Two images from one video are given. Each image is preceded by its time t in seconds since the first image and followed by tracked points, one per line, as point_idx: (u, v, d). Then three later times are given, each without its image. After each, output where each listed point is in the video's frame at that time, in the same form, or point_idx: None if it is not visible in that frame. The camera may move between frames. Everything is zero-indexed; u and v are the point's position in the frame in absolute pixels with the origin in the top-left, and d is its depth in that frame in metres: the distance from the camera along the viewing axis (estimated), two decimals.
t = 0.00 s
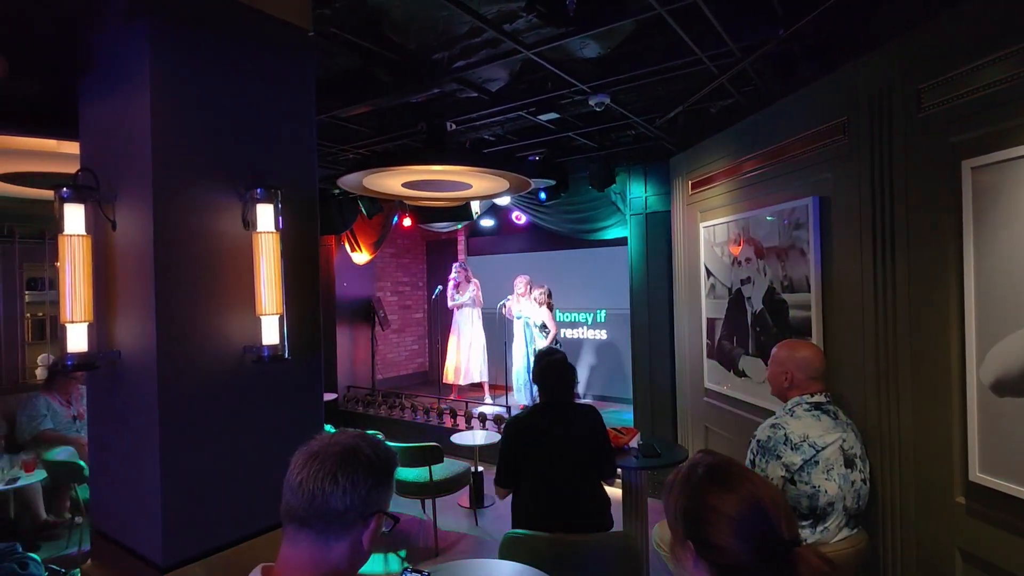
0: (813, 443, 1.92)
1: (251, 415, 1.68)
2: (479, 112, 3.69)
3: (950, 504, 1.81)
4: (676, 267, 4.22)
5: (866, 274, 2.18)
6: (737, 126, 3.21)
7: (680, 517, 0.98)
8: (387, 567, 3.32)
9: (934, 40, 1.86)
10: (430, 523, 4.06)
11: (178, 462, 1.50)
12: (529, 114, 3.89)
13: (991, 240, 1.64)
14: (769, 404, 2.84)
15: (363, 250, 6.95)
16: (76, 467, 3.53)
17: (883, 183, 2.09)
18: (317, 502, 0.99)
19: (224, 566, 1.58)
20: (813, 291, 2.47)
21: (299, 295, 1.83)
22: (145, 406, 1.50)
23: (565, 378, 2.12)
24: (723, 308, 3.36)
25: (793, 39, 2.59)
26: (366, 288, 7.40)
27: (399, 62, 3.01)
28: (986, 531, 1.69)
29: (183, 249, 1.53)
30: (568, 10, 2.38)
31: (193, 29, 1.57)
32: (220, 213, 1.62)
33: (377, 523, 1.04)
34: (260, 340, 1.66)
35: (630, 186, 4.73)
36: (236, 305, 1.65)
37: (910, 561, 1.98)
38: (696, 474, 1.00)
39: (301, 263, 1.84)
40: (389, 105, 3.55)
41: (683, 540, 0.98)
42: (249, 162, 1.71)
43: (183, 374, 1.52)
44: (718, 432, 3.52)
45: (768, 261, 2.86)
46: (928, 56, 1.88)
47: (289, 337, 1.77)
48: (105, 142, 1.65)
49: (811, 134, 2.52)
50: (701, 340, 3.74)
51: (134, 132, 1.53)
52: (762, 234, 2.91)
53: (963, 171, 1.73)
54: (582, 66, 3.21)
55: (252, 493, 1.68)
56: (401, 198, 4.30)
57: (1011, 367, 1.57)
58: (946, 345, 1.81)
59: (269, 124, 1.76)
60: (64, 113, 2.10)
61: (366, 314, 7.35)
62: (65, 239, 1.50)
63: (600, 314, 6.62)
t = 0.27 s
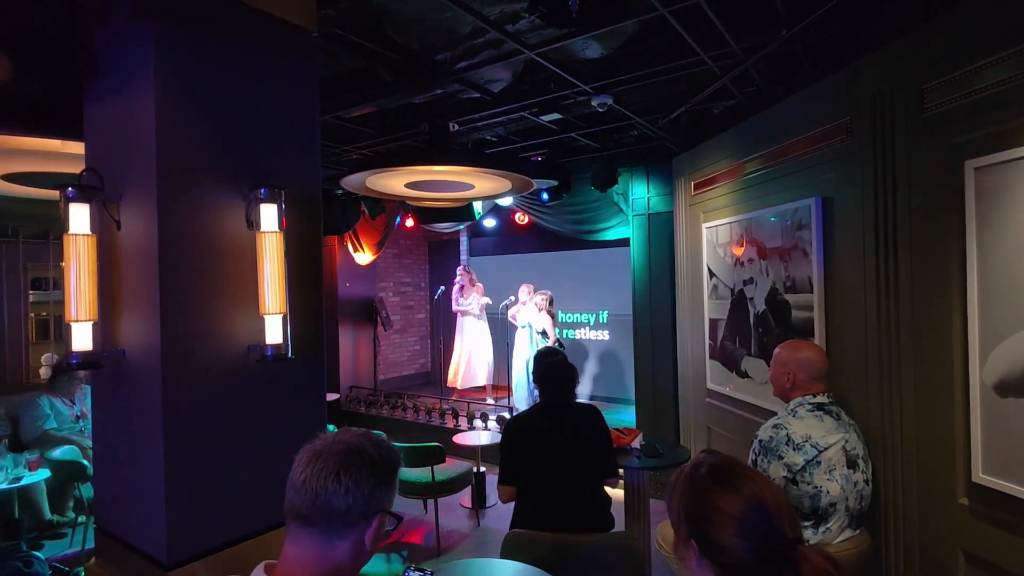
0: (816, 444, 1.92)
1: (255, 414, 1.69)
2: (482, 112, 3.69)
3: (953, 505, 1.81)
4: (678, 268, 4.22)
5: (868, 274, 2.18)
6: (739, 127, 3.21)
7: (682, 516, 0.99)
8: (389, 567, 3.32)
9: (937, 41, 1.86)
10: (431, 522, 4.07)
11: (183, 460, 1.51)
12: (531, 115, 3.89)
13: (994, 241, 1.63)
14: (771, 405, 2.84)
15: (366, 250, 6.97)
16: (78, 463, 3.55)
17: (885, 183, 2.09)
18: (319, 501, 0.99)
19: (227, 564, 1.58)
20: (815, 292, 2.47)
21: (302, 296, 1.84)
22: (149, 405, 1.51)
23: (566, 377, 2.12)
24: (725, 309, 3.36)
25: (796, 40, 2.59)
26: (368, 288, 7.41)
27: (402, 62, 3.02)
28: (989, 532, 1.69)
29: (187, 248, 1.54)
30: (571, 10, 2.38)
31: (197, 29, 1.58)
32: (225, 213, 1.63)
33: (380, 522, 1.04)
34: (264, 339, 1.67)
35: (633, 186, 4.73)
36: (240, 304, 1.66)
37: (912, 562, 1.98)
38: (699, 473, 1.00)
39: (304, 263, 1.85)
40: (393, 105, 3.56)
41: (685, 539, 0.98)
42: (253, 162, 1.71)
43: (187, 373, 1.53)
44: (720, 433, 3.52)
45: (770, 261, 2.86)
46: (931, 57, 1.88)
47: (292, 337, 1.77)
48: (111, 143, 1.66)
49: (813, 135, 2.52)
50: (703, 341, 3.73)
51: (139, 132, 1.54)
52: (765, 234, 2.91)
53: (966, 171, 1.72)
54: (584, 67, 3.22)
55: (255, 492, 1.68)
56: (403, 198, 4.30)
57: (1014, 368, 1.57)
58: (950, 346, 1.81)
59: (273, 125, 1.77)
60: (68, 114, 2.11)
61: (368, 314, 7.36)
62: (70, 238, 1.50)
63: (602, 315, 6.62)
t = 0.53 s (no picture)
0: (823, 445, 1.92)
1: (263, 413, 1.70)
2: (489, 113, 3.70)
3: (961, 507, 1.80)
4: (685, 269, 4.21)
5: (876, 276, 2.17)
6: (746, 128, 3.21)
7: (689, 514, 0.99)
8: (395, 566, 3.33)
9: (945, 41, 1.85)
10: (437, 523, 4.08)
11: (193, 458, 1.53)
12: (538, 115, 3.90)
13: (1003, 242, 1.63)
14: (778, 406, 2.83)
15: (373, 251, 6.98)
16: (88, 461, 3.56)
17: (893, 184, 2.08)
18: (328, 498, 1.00)
19: (236, 562, 1.60)
20: (822, 293, 2.46)
21: (310, 296, 1.85)
22: (159, 403, 1.53)
23: (572, 377, 2.12)
24: (732, 309, 3.35)
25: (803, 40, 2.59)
26: (375, 289, 7.44)
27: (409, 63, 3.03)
28: (997, 534, 1.68)
29: (197, 248, 1.55)
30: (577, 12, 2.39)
31: (207, 32, 1.59)
32: (234, 213, 1.64)
33: (387, 519, 1.05)
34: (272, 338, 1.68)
35: (639, 187, 4.73)
36: (249, 304, 1.67)
37: (920, 564, 1.97)
38: (708, 472, 1.00)
39: (312, 263, 1.86)
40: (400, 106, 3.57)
41: (693, 536, 0.99)
42: (262, 163, 1.73)
43: (196, 372, 1.54)
44: (727, 434, 3.51)
45: (778, 262, 2.86)
46: (939, 57, 1.87)
47: (300, 336, 1.79)
48: (122, 144, 1.67)
49: (820, 136, 2.52)
50: (710, 342, 3.73)
51: (150, 133, 1.56)
52: (772, 235, 2.90)
53: (975, 172, 1.72)
54: (591, 68, 3.22)
55: (263, 490, 1.69)
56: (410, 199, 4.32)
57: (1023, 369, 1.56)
58: (958, 347, 1.80)
59: (281, 126, 1.78)
60: (80, 116, 2.13)
61: (375, 315, 7.39)
62: (83, 238, 1.52)
63: (608, 316, 6.62)
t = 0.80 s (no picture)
0: (846, 448, 1.90)
1: (286, 408, 1.73)
2: (508, 113, 3.72)
3: (989, 513, 1.76)
4: (705, 269, 4.18)
5: (901, 276, 2.14)
6: (768, 127, 3.17)
7: (715, 511, 0.99)
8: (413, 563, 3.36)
9: (974, 38, 1.82)
10: (455, 522, 4.10)
11: (219, 450, 1.56)
12: (557, 115, 3.90)
13: None
14: (800, 408, 2.80)
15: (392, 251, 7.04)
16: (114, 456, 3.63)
17: (920, 182, 2.04)
18: (350, 490, 1.02)
19: (260, 553, 1.63)
20: (846, 294, 2.43)
21: (332, 293, 1.87)
22: (186, 397, 1.56)
23: (591, 377, 2.14)
24: (753, 310, 3.31)
25: (827, 37, 2.56)
26: (394, 288, 7.51)
27: (430, 64, 3.06)
28: None
29: (224, 245, 1.59)
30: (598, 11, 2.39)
31: (233, 34, 1.63)
32: (260, 211, 1.67)
33: (407, 512, 1.07)
34: (295, 334, 1.70)
35: (659, 187, 4.69)
36: (273, 300, 1.70)
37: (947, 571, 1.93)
38: (735, 470, 1.00)
39: (335, 260, 1.89)
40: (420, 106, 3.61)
41: (716, 532, 0.98)
42: (286, 162, 1.76)
43: (222, 366, 1.58)
44: (747, 436, 3.48)
45: (800, 263, 2.82)
46: (967, 53, 1.84)
47: (322, 333, 1.81)
48: (152, 144, 1.72)
49: (844, 134, 2.49)
50: (730, 343, 3.69)
51: (179, 134, 1.59)
52: (794, 235, 2.87)
53: (1005, 170, 1.68)
54: (611, 68, 3.21)
55: (286, 484, 1.72)
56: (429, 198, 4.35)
57: None
58: (988, 349, 1.77)
59: (306, 126, 1.81)
60: (112, 117, 2.19)
61: (393, 314, 7.45)
62: (114, 235, 1.57)
63: (626, 317, 6.58)
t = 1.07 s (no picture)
0: (886, 452, 1.85)
1: (324, 401, 1.78)
2: (540, 111, 3.72)
3: None
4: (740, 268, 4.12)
5: (946, 275, 2.07)
6: (806, 123, 3.11)
7: (755, 507, 0.97)
8: (444, 558, 3.41)
9: None
10: (485, 517, 4.13)
11: (260, 439, 1.61)
12: (590, 113, 3.89)
13: None
14: (838, 411, 2.74)
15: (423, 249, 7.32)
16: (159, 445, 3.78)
17: (967, 179, 1.98)
18: (387, 479, 1.04)
19: (299, 541, 1.68)
20: (887, 293, 2.37)
21: (369, 289, 1.91)
22: (230, 387, 1.62)
23: (622, 376, 2.15)
24: (789, 310, 3.25)
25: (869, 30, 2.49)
26: (425, 286, 7.61)
27: (462, 63, 3.09)
28: None
29: (267, 241, 1.64)
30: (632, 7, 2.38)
31: (275, 37, 1.68)
32: (300, 209, 1.72)
33: (443, 501, 1.09)
34: (333, 328, 1.74)
35: (692, 184, 4.55)
36: (312, 295, 1.75)
37: None
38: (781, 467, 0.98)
39: (371, 257, 1.93)
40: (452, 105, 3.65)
41: (754, 526, 0.97)
42: (326, 160, 1.80)
43: (264, 359, 1.63)
44: (782, 438, 3.42)
45: (839, 262, 2.76)
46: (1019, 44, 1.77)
47: (359, 327, 1.85)
48: (199, 144, 1.78)
49: (886, 129, 2.42)
50: (765, 344, 3.63)
51: (225, 134, 1.65)
52: (833, 234, 2.81)
53: None
54: (644, 65, 3.19)
55: (323, 474, 1.77)
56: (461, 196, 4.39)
57: None
58: None
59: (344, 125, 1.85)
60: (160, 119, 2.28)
61: (424, 312, 7.54)
62: (163, 231, 1.65)
63: (658, 316, 6.52)
